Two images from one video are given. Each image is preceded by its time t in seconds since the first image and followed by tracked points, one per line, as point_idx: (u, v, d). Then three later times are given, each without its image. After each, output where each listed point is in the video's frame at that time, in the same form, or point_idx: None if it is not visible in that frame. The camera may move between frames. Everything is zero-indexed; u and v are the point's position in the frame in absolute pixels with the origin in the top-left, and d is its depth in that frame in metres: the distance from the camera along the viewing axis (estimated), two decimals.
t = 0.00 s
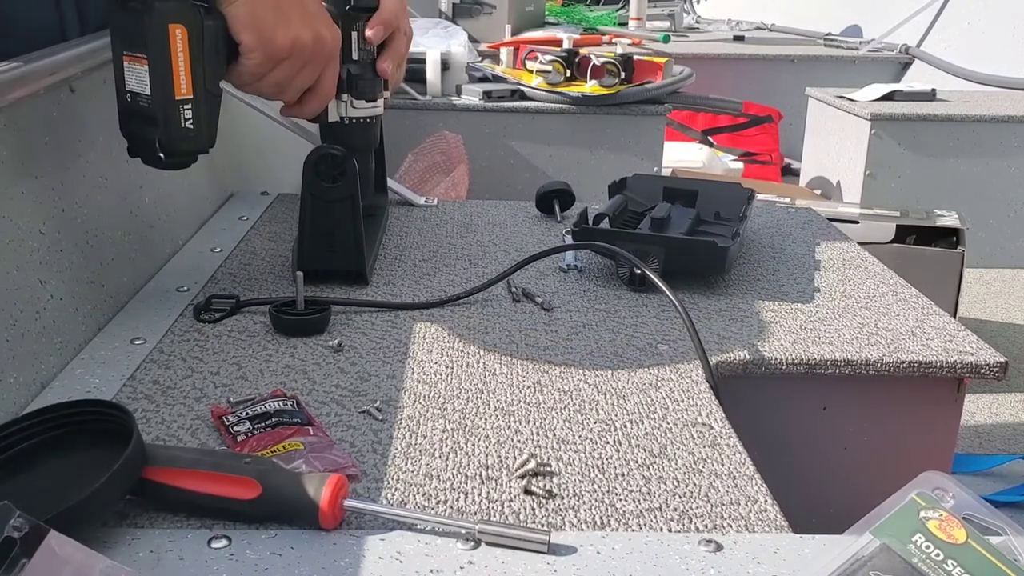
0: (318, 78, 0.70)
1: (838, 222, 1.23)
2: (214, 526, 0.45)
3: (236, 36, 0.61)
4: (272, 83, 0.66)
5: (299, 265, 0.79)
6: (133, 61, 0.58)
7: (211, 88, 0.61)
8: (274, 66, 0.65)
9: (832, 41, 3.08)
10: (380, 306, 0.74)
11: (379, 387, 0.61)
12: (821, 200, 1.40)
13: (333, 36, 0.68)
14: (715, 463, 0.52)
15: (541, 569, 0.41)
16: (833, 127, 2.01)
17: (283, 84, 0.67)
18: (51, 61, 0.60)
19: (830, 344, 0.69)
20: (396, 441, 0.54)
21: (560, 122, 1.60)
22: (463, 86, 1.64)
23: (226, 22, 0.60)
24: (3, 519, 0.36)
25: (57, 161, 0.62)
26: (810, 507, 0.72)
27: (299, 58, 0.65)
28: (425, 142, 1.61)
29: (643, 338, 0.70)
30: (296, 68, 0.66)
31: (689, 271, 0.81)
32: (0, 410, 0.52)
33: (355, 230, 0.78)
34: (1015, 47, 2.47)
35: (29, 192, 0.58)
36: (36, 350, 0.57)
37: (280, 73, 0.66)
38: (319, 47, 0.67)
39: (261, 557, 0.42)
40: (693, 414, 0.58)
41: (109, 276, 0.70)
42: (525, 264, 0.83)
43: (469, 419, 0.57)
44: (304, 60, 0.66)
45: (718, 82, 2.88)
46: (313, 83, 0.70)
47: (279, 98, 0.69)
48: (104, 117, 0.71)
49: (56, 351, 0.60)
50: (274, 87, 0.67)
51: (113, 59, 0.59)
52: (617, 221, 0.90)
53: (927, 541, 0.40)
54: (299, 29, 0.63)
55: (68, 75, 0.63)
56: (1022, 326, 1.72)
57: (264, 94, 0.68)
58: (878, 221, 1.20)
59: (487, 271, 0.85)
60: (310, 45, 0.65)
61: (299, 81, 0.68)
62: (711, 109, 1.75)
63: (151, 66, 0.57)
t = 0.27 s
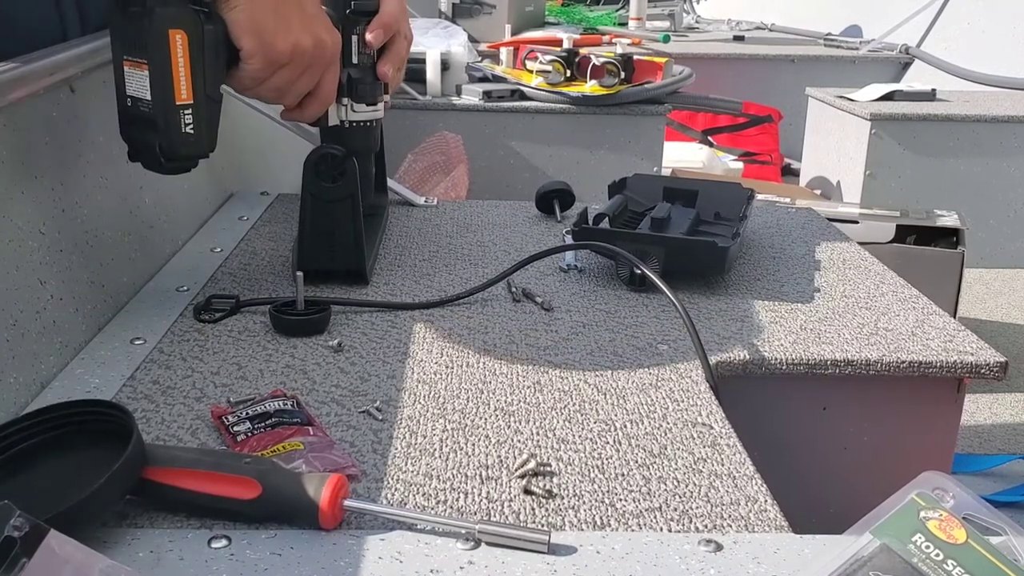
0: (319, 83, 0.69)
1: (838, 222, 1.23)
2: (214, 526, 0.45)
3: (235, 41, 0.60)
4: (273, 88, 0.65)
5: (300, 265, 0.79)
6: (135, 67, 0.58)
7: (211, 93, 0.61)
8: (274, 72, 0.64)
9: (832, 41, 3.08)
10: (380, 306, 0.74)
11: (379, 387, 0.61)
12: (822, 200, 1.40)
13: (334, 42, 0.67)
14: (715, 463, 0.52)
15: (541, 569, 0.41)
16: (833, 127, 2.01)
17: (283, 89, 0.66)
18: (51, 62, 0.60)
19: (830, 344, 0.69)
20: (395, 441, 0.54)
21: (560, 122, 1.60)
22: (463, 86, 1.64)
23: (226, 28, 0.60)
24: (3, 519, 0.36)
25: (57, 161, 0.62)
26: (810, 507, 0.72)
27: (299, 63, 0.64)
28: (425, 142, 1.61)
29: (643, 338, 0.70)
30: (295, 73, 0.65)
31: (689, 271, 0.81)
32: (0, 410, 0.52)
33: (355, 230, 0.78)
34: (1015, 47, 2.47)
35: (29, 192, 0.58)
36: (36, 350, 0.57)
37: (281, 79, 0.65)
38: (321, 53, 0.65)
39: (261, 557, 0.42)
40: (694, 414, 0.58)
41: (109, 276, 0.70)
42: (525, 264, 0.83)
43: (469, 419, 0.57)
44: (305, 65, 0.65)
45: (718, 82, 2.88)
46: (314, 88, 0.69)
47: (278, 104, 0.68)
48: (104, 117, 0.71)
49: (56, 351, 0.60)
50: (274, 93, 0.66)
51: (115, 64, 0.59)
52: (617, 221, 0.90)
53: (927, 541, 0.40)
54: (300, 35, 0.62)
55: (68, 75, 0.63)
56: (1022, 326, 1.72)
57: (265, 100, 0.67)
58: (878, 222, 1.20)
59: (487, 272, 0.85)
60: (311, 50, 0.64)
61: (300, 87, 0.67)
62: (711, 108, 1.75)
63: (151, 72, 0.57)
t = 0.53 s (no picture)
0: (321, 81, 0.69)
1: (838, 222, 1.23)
2: (215, 526, 0.45)
3: (240, 40, 0.60)
4: (276, 86, 0.65)
5: (300, 265, 0.79)
6: (138, 63, 0.58)
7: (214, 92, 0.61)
8: (277, 71, 0.63)
9: (832, 41, 3.08)
10: (381, 306, 0.74)
11: (379, 387, 0.61)
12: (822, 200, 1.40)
13: (338, 40, 0.67)
14: (716, 463, 0.52)
15: (541, 569, 0.41)
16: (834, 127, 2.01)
17: (286, 88, 0.66)
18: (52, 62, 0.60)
19: (830, 344, 0.69)
20: (396, 441, 0.54)
21: (561, 122, 1.60)
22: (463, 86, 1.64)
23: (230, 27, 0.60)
24: (4, 519, 0.36)
25: (58, 160, 0.62)
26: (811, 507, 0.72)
27: (303, 62, 0.64)
28: (425, 142, 1.61)
29: (643, 339, 0.70)
30: (298, 72, 0.65)
31: (689, 271, 0.81)
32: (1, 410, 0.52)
33: (356, 230, 0.78)
34: (1015, 47, 2.47)
35: (30, 192, 0.58)
36: (37, 350, 0.57)
37: (285, 78, 0.64)
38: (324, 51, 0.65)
39: (261, 557, 0.42)
40: (694, 414, 0.58)
41: (109, 276, 0.70)
42: (525, 264, 0.83)
43: (469, 419, 0.57)
44: (309, 64, 0.65)
45: (718, 83, 2.88)
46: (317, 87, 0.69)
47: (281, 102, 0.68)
48: (105, 117, 0.71)
49: (57, 351, 0.60)
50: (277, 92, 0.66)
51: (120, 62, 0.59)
52: (617, 221, 0.90)
53: (928, 542, 0.40)
54: (305, 34, 0.62)
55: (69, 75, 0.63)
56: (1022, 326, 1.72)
57: (267, 98, 0.67)
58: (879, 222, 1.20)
59: (487, 272, 0.85)
60: (314, 49, 0.64)
61: (303, 85, 0.66)
62: (711, 108, 1.75)
63: (156, 69, 0.57)
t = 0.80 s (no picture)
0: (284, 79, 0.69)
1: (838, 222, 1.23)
2: (214, 526, 0.45)
3: (202, 33, 0.61)
4: (237, 83, 0.65)
5: (300, 265, 0.79)
6: (98, 56, 0.58)
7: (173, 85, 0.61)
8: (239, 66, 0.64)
9: (832, 41, 3.08)
10: (381, 306, 0.74)
11: (379, 387, 0.61)
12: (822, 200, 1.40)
13: (301, 38, 0.67)
14: (715, 463, 0.52)
15: (541, 569, 0.41)
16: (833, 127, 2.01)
17: (247, 84, 0.66)
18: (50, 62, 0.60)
19: (830, 344, 0.69)
20: (396, 441, 0.54)
21: (560, 122, 1.60)
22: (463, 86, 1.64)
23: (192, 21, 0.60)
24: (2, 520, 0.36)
25: (57, 160, 0.62)
26: (810, 507, 0.72)
27: (264, 58, 0.64)
28: (425, 142, 1.61)
29: (643, 338, 0.70)
30: (261, 68, 0.65)
31: (688, 271, 0.81)
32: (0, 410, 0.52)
33: (355, 230, 0.78)
34: (1015, 47, 2.47)
35: (29, 192, 0.58)
36: (36, 350, 0.57)
37: (246, 74, 0.64)
38: (288, 49, 0.65)
39: (261, 556, 0.42)
40: (693, 413, 0.58)
41: (109, 276, 0.70)
42: (524, 264, 0.83)
43: (469, 419, 0.57)
44: (271, 60, 0.65)
45: (718, 83, 2.88)
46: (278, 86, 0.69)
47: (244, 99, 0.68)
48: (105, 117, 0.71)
49: (56, 351, 0.60)
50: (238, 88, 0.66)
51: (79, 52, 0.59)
52: (616, 221, 0.90)
53: (927, 541, 0.40)
54: (267, 30, 0.62)
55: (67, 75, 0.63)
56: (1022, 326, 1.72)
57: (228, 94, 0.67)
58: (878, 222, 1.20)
59: (487, 272, 0.85)
60: (277, 45, 0.64)
61: (265, 81, 0.67)
62: (711, 108, 1.75)
63: (116, 61, 0.57)
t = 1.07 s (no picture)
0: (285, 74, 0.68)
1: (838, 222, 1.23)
2: (214, 526, 0.45)
3: (204, 27, 0.60)
4: (239, 77, 0.65)
5: (300, 265, 0.79)
6: (100, 49, 0.58)
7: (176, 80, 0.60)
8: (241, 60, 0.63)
9: (832, 41, 3.08)
10: (381, 305, 0.74)
11: (379, 387, 0.61)
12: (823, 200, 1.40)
13: (301, 32, 0.67)
14: (715, 463, 0.52)
15: (541, 569, 0.41)
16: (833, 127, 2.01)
17: (248, 79, 0.65)
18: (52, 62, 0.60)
19: (830, 344, 0.69)
20: (396, 441, 0.54)
21: (560, 122, 1.60)
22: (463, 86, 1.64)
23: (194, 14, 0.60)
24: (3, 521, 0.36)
25: (57, 160, 0.62)
26: (810, 506, 0.72)
27: (265, 51, 0.64)
28: (425, 142, 1.61)
29: (643, 338, 0.70)
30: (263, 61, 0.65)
31: (689, 271, 0.81)
32: (1, 410, 0.52)
33: (355, 230, 0.78)
34: (1014, 47, 2.47)
35: (29, 192, 0.58)
36: (37, 350, 0.58)
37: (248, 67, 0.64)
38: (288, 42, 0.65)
39: (261, 556, 0.42)
40: (693, 414, 0.58)
41: (109, 276, 0.70)
42: (525, 264, 0.83)
43: (469, 419, 0.57)
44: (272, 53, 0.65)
45: (718, 83, 2.88)
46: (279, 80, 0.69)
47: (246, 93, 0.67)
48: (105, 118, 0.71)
49: (56, 351, 0.60)
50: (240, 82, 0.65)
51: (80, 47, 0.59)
52: (616, 221, 0.90)
53: (927, 541, 0.40)
54: (267, 23, 0.62)
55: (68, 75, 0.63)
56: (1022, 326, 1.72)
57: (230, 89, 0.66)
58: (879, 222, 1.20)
59: (487, 272, 0.85)
60: (278, 38, 0.64)
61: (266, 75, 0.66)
62: (711, 108, 1.75)
63: (120, 54, 0.57)
